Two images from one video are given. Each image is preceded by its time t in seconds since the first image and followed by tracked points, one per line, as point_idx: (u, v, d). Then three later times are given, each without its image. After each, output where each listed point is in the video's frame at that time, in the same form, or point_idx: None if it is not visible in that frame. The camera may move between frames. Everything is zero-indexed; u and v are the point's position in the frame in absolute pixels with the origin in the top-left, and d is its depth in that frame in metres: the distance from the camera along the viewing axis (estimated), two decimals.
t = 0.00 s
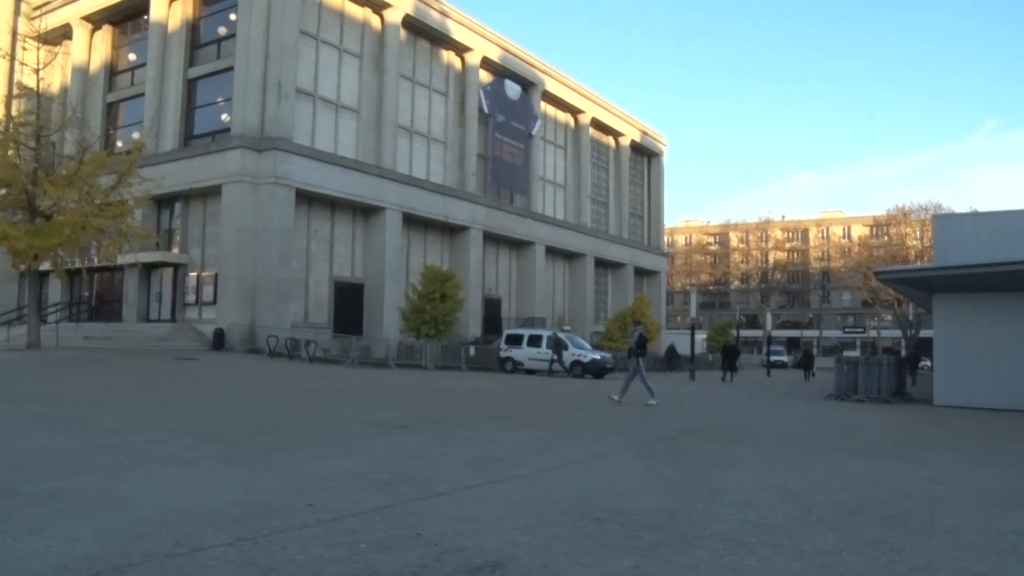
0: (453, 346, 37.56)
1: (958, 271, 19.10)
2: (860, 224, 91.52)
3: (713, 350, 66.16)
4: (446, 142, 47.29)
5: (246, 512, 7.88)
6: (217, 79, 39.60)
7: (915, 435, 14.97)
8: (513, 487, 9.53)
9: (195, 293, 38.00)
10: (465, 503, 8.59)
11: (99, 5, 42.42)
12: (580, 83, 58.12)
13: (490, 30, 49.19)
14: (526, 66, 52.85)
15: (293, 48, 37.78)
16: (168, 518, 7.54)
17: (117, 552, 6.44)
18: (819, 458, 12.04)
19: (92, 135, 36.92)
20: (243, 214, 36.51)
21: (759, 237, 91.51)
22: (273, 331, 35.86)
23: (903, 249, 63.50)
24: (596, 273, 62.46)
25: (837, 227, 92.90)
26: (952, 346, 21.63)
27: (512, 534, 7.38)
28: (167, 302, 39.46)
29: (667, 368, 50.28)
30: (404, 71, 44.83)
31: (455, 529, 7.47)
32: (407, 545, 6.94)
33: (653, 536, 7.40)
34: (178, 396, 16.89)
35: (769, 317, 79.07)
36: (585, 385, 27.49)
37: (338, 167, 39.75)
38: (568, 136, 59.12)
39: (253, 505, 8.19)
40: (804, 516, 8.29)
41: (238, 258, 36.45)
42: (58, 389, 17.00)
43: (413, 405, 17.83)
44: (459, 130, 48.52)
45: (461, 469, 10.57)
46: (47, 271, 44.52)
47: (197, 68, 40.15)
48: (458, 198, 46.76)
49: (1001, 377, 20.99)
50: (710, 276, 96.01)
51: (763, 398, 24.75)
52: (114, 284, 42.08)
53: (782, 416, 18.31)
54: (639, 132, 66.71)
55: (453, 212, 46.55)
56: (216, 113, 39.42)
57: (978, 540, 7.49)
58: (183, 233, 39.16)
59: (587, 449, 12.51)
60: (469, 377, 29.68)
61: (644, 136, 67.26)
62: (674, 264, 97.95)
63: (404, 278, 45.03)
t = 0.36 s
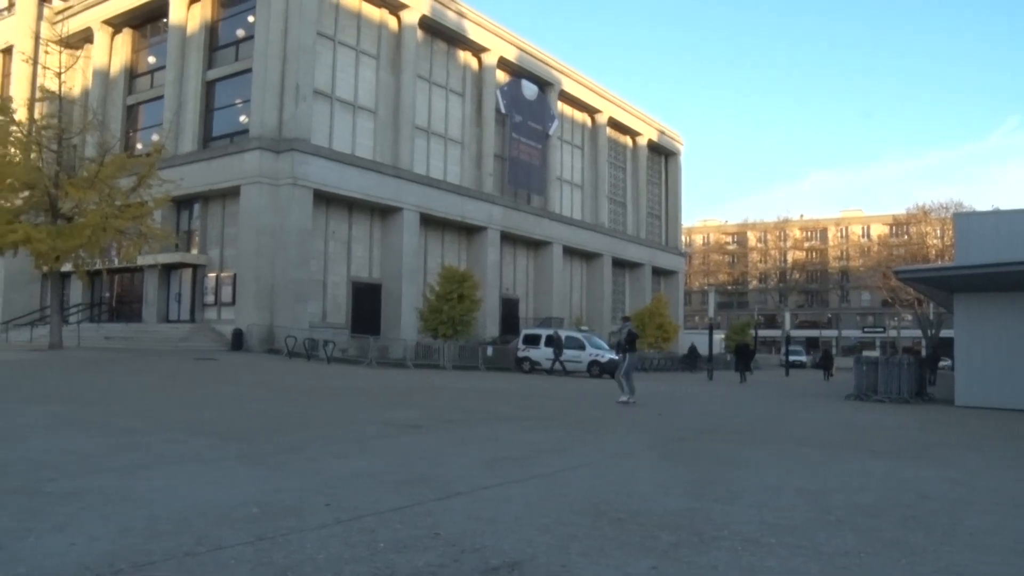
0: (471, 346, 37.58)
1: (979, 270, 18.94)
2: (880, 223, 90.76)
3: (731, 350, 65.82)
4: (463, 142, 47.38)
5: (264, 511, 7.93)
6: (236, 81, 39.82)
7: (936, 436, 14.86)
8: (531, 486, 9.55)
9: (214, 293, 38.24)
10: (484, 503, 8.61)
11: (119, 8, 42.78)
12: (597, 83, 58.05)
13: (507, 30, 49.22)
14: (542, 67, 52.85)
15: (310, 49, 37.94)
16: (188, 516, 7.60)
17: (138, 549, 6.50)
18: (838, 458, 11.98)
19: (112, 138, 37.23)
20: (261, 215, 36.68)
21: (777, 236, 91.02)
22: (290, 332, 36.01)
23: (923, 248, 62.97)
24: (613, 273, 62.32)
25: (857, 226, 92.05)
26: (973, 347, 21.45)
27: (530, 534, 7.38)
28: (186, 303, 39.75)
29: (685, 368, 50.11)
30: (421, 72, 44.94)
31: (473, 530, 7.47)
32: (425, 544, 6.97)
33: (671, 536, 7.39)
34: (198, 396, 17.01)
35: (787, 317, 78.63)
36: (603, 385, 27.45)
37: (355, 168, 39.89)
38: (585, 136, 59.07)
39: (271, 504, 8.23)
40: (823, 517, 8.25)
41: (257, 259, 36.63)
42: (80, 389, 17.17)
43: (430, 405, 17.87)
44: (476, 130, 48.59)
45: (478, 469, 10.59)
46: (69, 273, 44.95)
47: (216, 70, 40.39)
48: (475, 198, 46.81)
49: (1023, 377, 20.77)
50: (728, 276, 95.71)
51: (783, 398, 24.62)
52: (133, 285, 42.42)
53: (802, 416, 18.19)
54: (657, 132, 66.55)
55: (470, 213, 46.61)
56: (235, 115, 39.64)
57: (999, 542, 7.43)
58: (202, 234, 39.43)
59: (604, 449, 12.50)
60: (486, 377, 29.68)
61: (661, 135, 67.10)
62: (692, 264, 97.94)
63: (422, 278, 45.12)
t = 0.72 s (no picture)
0: (489, 346, 37.60)
1: (1001, 269, 18.77)
2: (900, 222, 90.17)
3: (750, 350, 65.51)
4: (480, 143, 47.42)
5: (283, 510, 7.97)
6: (254, 82, 40.02)
7: (958, 437, 14.73)
8: (550, 487, 9.54)
9: (233, 294, 38.46)
10: (503, 503, 8.61)
11: (139, 11, 43.09)
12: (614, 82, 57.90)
13: (524, 30, 49.22)
14: (559, 66, 52.79)
15: (328, 50, 38.10)
16: (208, 516, 7.64)
17: (157, 548, 6.54)
18: (859, 459, 11.90)
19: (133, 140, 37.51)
20: (280, 215, 36.85)
21: (796, 235, 90.78)
22: (309, 332, 36.14)
23: (944, 247, 62.47)
24: (631, 272, 62.15)
25: (876, 225, 91.40)
26: (995, 347, 21.24)
27: (548, 535, 7.37)
28: (206, 304, 40.00)
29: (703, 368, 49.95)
30: (438, 72, 45.00)
31: (492, 530, 7.47)
32: (444, 545, 6.97)
33: (690, 537, 7.36)
34: (218, 396, 17.12)
35: (806, 317, 78.14)
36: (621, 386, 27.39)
37: (373, 169, 39.99)
38: (603, 135, 58.97)
39: (290, 504, 8.26)
40: (844, 518, 8.20)
41: (275, 259, 36.79)
42: (102, 389, 17.32)
43: (448, 405, 17.90)
44: (493, 130, 48.60)
45: (496, 469, 10.59)
46: (90, 274, 45.35)
47: (234, 72, 40.62)
48: (493, 199, 46.81)
49: None
50: (747, 276, 95.35)
51: (802, 399, 24.49)
52: (154, 285, 42.74)
53: (822, 416, 18.08)
54: (674, 131, 66.33)
55: (487, 213, 46.61)
56: (253, 116, 39.85)
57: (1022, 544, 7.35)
58: (221, 235, 39.67)
59: (623, 449, 12.49)
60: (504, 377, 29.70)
61: (679, 135, 66.94)
62: (710, 263, 97.72)
63: (440, 278, 45.19)
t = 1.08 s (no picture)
0: (506, 347, 37.61)
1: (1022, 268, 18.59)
2: (920, 221, 89.54)
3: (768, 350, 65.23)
4: (497, 143, 47.45)
5: (302, 510, 7.99)
6: (272, 84, 40.23)
7: (979, 437, 14.61)
8: (568, 487, 9.53)
9: (252, 294, 38.68)
10: (521, 503, 8.62)
11: (159, 15, 43.42)
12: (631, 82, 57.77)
13: (541, 30, 49.19)
14: (576, 66, 52.72)
15: (345, 52, 38.24)
16: (227, 515, 7.69)
17: (177, 547, 6.59)
18: (879, 460, 11.82)
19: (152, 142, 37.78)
20: (298, 217, 37.01)
21: (814, 235, 90.44)
22: (327, 333, 36.28)
23: (965, 246, 61.98)
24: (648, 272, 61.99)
25: (896, 224, 90.80)
26: (1016, 347, 21.04)
27: (566, 535, 7.37)
28: (224, 304, 40.24)
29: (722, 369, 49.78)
30: (455, 73, 45.06)
31: (510, 530, 7.48)
32: (462, 544, 6.98)
33: (708, 538, 7.34)
34: (237, 396, 17.22)
35: (825, 317, 77.70)
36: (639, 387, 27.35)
37: (390, 170, 40.09)
38: (620, 135, 58.86)
39: (309, 503, 8.30)
40: (863, 519, 8.15)
41: (293, 260, 36.95)
42: (123, 389, 17.47)
43: (465, 405, 17.94)
44: (510, 131, 48.60)
45: (514, 470, 10.60)
46: (111, 275, 45.75)
47: (252, 74, 40.83)
48: (510, 199, 46.81)
49: None
50: (765, 276, 94.84)
51: (822, 399, 24.37)
52: (173, 286, 43.04)
53: (842, 416, 17.98)
54: (691, 131, 66.11)
55: (505, 213, 46.60)
56: (271, 118, 40.06)
57: None
58: (239, 236, 39.90)
59: (641, 450, 12.47)
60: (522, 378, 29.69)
61: (696, 134, 66.74)
62: (728, 263, 97.33)
63: (457, 279, 45.25)
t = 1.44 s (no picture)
0: (522, 347, 37.60)
1: None
2: (938, 220, 88.96)
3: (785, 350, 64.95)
4: (513, 143, 47.47)
5: (319, 509, 8.01)
6: (288, 85, 40.41)
7: (1000, 438, 14.48)
8: (584, 487, 9.52)
9: (268, 295, 38.85)
10: (537, 503, 8.61)
11: (176, 17, 43.68)
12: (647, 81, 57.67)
13: (556, 30, 49.17)
14: (592, 66, 52.66)
15: (360, 52, 38.35)
16: (245, 514, 7.73)
17: (195, 546, 6.62)
18: (897, 461, 11.74)
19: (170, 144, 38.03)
20: (314, 217, 37.13)
21: (831, 234, 90.17)
22: (343, 333, 36.41)
23: (985, 245, 61.48)
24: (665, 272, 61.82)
25: (914, 224, 90.30)
26: None
27: (583, 535, 7.36)
28: (241, 304, 40.44)
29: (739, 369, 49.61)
30: (470, 73, 45.10)
31: (526, 530, 7.48)
32: (478, 544, 6.98)
33: (725, 538, 7.31)
34: (255, 396, 17.30)
35: (843, 317, 77.28)
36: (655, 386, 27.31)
37: (406, 170, 40.18)
38: (636, 135, 58.74)
39: (326, 503, 8.33)
40: (882, 520, 8.09)
41: (310, 260, 37.08)
42: (142, 389, 17.58)
43: (481, 405, 17.95)
44: (526, 130, 48.61)
45: (530, 470, 10.59)
46: (129, 275, 46.09)
47: (268, 75, 41.01)
48: (526, 199, 46.81)
49: None
50: (781, 275, 94.45)
51: (840, 399, 24.23)
52: (190, 286, 43.31)
53: (860, 416, 17.88)
54: (708, 130, 65.91)
55: (521, 213, 46.60)
56: (287, 119, 40.23)
57: None
58: (256, 236, 40.10)
59: (658, 450, 12.43)
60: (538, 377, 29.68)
61: (712, 134, 66.53)
62: (744, 263, 96.98)
63: (473, 279, 45.29)
